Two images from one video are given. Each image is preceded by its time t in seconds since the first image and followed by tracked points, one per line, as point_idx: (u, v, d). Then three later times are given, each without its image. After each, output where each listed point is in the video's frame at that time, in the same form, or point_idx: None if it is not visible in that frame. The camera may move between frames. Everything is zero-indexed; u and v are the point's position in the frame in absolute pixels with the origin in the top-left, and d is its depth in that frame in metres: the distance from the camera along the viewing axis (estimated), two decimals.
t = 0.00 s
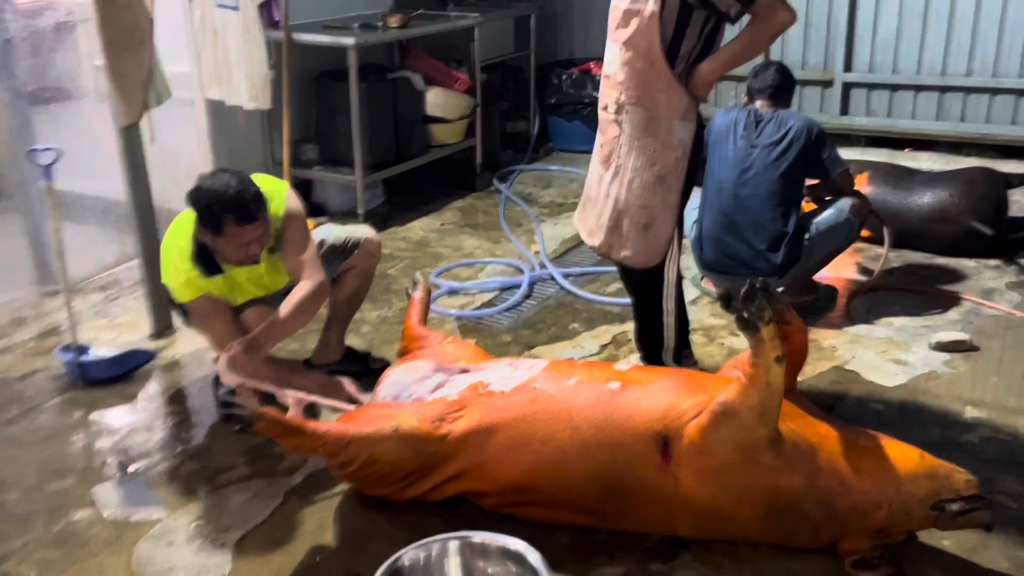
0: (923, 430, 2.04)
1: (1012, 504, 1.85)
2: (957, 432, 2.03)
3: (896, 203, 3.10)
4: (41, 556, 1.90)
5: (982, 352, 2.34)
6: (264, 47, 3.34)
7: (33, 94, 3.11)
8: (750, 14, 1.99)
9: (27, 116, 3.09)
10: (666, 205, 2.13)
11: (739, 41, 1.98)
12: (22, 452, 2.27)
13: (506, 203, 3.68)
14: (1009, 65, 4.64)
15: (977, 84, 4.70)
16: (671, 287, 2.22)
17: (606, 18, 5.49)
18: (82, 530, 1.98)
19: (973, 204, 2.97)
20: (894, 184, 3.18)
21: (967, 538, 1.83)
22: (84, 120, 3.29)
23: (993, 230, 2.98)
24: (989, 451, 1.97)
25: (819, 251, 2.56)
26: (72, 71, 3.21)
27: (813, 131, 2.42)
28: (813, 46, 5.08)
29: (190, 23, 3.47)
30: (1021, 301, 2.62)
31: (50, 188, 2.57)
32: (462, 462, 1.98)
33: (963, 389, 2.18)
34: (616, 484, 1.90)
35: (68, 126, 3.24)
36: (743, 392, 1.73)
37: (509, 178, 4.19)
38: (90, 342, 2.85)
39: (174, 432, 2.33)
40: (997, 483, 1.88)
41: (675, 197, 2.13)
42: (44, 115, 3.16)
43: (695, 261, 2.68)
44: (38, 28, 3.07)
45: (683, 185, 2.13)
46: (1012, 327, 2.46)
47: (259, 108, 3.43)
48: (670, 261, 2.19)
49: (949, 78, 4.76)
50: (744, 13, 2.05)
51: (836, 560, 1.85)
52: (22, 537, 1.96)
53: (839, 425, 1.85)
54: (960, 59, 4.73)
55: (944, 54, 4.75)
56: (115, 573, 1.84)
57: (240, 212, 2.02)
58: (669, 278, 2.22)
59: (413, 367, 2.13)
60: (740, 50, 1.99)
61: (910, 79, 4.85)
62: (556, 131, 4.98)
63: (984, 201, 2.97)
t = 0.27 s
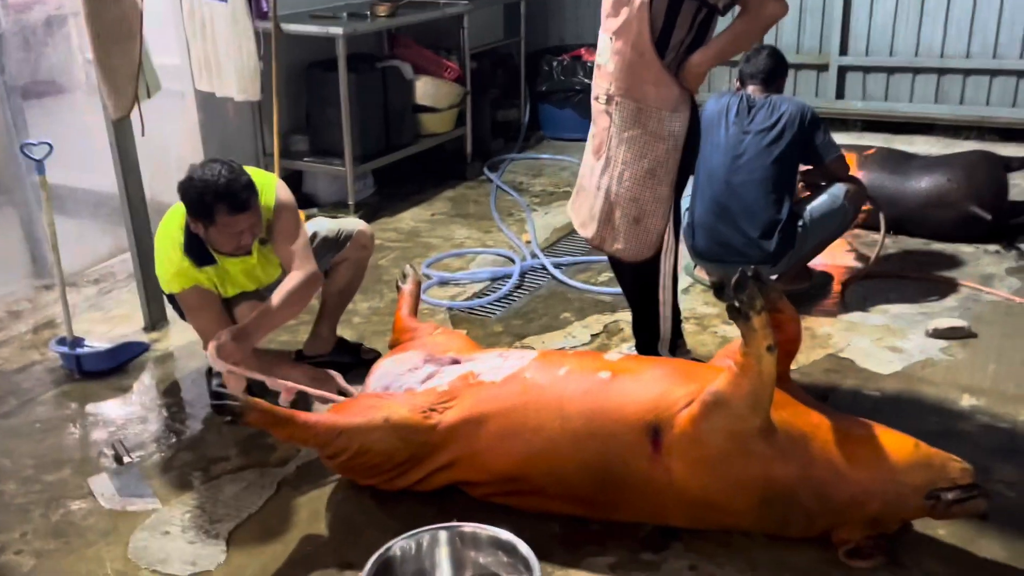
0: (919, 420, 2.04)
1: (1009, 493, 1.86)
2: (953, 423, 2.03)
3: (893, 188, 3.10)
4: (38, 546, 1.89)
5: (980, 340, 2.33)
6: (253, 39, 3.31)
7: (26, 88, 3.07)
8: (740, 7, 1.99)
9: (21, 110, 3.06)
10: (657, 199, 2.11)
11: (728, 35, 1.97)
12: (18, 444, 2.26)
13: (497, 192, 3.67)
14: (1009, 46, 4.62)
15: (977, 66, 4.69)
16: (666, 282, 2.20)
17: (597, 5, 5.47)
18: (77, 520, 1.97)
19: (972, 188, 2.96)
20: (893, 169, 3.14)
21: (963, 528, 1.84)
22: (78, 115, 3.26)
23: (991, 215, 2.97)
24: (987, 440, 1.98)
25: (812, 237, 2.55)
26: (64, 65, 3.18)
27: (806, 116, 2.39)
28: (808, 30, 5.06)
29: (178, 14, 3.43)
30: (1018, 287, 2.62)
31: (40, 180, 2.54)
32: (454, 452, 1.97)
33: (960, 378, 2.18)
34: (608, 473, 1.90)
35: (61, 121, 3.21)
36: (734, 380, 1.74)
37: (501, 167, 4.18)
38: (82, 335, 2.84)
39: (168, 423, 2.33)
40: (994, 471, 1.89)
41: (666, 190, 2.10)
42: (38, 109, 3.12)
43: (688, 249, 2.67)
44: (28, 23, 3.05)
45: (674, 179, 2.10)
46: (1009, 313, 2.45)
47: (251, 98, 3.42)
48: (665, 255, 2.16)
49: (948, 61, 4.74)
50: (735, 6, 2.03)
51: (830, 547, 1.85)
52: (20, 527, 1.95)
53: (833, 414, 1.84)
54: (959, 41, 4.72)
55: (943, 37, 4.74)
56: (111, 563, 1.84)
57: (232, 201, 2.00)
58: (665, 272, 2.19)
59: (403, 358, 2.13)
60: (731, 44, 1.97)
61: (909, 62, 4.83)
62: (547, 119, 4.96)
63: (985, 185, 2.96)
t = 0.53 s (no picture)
0: (901, 403, 2.02)
1: (989, 476, 1.84)
2: (933, 402, 2.03)
3: (876, 177, 3.09)
4: (13, 544, 1.88)
5: (960, 325, 2.32)
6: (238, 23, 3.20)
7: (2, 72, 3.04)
8: None
9: None
10: (649, 189, 2.11)
11: (716, 11, 1.97)
12: None
13: (487, 180, 3.65)
14: (987, 39, 4.64)
15: (956, 58, 4.70)
16: (658, 269, 2.21)
17: None
18: (55, 516, 1.96)
19: (951, 177, 2.97)
20: (874, 158, 3.15)
21: (944, 510, 1.83)
22: (55, 100, 3.23)
23: (971, 204, 2.98)
24: (965, 423, 1.96)
25: (800, 225, 2.55)
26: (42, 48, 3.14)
27: (794, 106, 2.38)
28: (794, 20, 5.03)
29: None
30: (997, 274, 2.62)
31: (18, 169, 2.52)
32: (442, 441, 1.97)
33: (941, 361, 2.17)
34: (597, 460, 1.90)
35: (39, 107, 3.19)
36: (721, 367, 1.74)
37: (492, 155, 4.15)
38: (63, 326, 2.82)
39: (151, 415, 2.31)
40: (974, 455, 1.87)
41: (658, 180, 2.11)
42: (13, 94, 3.09)
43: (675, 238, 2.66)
44: (4, 6, 3.00)
45: (666, 168, 2.11)
46: (991, 299, 2.45)
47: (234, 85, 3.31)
48: (657, 243, 2.18)
49: (930, 51, 4.75)
50: None
51: (815, 533, 1.85)
52: None
53: (818, 400, 1.84)
54: (939, 34, 4.73)
55: (924, 28, 4.74)
56: (90, 558, 1.82)
57: (218, 187, 1.98)
58: (657, 259, 2.20)
59: (391, 347, 2.12)
60: (718, 22, 1.97)
61: (890, 53, 4.84)
62: (537, 107, 4.94)
63: (963, 173, 2.97)
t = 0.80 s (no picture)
0: (884, 388, 2.02)
1: (971, 461, 1.85)
2: (917, 387, 2.03)
3: (860, 164, 3.09)
4: None
5: (942, 311, 2.33)
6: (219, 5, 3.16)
7: None
8: None
9: None
10: (632, 178, 2.09)
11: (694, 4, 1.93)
12: None
13: (473, 167, 3.62)
14: (970, 27, 4.65)
15: (939, 46, 4.72)
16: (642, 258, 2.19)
17: None
18: (31, 507, 1.93)
19: (933, 164, 2.98)
20: (859, 145, 3.15)
21: (927, 496, 1.83)
22: (29, 82, 3.31)
23: (953, 190, 2.99)
24: (947, 409, 1.96)
25: (785, 211, 2.54)
26: (19, 30, 3.22)
27: (777, 92, 2.36)
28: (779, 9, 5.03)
29: None
30: (979, 260, 2.62)
31: None
32: (426, 429, 1.95)
33: (923, 347, 2.17)
34: (582, 448, 1.90)
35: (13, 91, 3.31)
36: (707, 354, 1.74)
37: (477, 142, 4.11)
38: (41, 313, 2.78)
39: (130, 404, 2.28)
40: (956, 440, 1.87)
41: (641, 169, 2.09)
42: None
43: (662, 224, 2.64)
44: None
45: (648, 158, 2.09)
46: (973, 286, 2.46)
47: (212, 68, 3.25)
48: (641, 234, 2.16)
49: (913, 40, 4.76)
50: None
51: (799, 520, 1.85)
52: None
53: (803, 386, 1.84)
54: (923, 23, 4.73)
55: (908, 16, 4.75)
56: (67, 550, 1.80)
57: (200, 184, 1.95)
58: (641, 249, 2.18)
59: (374, 335, 2.10)
60: (698, 14, 1.93)
61: (874, 41, 4.85)
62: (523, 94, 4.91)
63: (946, 161, 2.98)
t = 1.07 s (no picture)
0: (870, 375, 2.02)
1: (956, 448, 1.85)
2: (902, 374, 2.03)
3: (847, 151, 3.08)
4: None
5: (928, 299, 2.32)
6: None
7: None
8: None
9: None
10: (619, 166, 2.08)
11: None
12: None
13: (459, 153, 3.59)
14: (957, 13, 4.64)
15: (925, 33, 4.71)
16: (630, 246, 2.17)
17: None
18: (10, 497, 1.90)
19: (920, 151, 2.97)
20: (846, 132, 3.15)
21: (912, 483, 1.83)
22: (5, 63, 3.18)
23: (940, 177, 2.98)
24: (933, 396, 1.96)
25: (772, 196, 2.51)
26: None
27: (764, 77, 2.35)
28: None
29: None
30: (965, 247, 2.62)
31: None
32: (411, 418, 1.94)
33: (909, 334, 2.17)
34: (567, 436, 1.89)
35: None
36: (692, 342, 1.72)
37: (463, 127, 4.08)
38: (20, 301, 2.74)
39: (111, 392, 2.25)
40: (941, 427, 1.87)
41: (628, 157, 2.07)
42: None
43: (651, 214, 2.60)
44: None
45: (635, 146, 2.07)
46: (957, 272, 2.46)
47: (197, 53, 3.29)
48: (629, 221, 2.14)
49: (900, 26, 4.75)
50: None
51: (785, 507, 1.85)
52: None
53: (789, 374, 1.83)
54: (910, 8, 4.72)
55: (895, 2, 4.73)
56: (46, 539, 1.78)
57: (184, 170, 1.92)
58: (629, 237, 2.17)
59: (359, 322, 2.09)
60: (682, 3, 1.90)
61: (861, 27, 4.84)
62: (509, 80, 4.88)
63: (932, 148, 2.98)
